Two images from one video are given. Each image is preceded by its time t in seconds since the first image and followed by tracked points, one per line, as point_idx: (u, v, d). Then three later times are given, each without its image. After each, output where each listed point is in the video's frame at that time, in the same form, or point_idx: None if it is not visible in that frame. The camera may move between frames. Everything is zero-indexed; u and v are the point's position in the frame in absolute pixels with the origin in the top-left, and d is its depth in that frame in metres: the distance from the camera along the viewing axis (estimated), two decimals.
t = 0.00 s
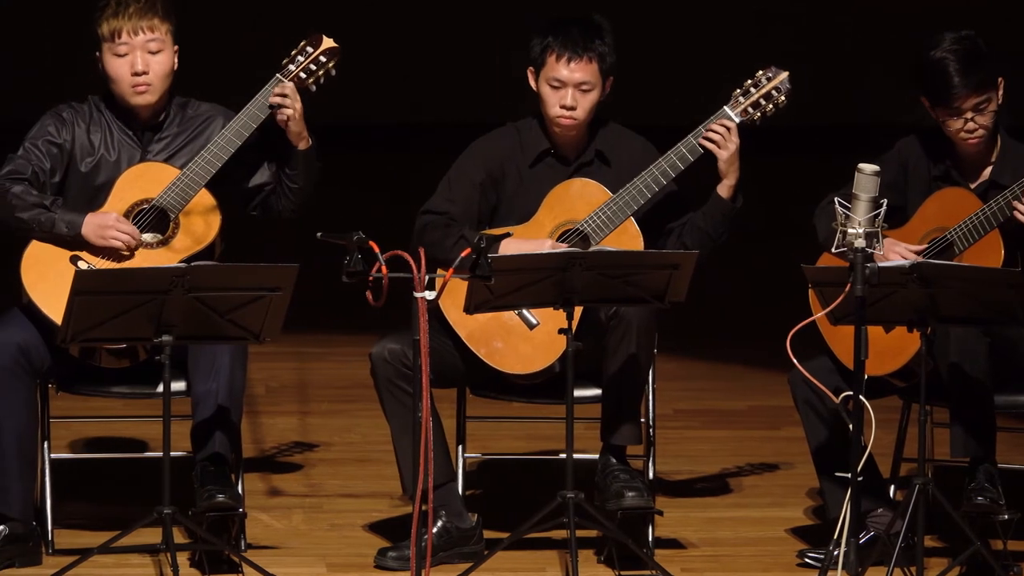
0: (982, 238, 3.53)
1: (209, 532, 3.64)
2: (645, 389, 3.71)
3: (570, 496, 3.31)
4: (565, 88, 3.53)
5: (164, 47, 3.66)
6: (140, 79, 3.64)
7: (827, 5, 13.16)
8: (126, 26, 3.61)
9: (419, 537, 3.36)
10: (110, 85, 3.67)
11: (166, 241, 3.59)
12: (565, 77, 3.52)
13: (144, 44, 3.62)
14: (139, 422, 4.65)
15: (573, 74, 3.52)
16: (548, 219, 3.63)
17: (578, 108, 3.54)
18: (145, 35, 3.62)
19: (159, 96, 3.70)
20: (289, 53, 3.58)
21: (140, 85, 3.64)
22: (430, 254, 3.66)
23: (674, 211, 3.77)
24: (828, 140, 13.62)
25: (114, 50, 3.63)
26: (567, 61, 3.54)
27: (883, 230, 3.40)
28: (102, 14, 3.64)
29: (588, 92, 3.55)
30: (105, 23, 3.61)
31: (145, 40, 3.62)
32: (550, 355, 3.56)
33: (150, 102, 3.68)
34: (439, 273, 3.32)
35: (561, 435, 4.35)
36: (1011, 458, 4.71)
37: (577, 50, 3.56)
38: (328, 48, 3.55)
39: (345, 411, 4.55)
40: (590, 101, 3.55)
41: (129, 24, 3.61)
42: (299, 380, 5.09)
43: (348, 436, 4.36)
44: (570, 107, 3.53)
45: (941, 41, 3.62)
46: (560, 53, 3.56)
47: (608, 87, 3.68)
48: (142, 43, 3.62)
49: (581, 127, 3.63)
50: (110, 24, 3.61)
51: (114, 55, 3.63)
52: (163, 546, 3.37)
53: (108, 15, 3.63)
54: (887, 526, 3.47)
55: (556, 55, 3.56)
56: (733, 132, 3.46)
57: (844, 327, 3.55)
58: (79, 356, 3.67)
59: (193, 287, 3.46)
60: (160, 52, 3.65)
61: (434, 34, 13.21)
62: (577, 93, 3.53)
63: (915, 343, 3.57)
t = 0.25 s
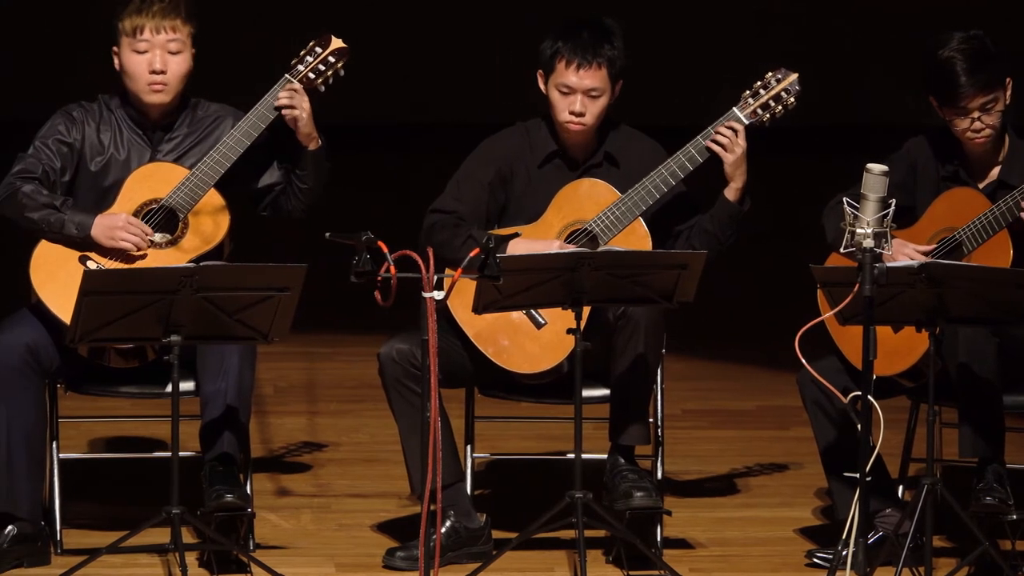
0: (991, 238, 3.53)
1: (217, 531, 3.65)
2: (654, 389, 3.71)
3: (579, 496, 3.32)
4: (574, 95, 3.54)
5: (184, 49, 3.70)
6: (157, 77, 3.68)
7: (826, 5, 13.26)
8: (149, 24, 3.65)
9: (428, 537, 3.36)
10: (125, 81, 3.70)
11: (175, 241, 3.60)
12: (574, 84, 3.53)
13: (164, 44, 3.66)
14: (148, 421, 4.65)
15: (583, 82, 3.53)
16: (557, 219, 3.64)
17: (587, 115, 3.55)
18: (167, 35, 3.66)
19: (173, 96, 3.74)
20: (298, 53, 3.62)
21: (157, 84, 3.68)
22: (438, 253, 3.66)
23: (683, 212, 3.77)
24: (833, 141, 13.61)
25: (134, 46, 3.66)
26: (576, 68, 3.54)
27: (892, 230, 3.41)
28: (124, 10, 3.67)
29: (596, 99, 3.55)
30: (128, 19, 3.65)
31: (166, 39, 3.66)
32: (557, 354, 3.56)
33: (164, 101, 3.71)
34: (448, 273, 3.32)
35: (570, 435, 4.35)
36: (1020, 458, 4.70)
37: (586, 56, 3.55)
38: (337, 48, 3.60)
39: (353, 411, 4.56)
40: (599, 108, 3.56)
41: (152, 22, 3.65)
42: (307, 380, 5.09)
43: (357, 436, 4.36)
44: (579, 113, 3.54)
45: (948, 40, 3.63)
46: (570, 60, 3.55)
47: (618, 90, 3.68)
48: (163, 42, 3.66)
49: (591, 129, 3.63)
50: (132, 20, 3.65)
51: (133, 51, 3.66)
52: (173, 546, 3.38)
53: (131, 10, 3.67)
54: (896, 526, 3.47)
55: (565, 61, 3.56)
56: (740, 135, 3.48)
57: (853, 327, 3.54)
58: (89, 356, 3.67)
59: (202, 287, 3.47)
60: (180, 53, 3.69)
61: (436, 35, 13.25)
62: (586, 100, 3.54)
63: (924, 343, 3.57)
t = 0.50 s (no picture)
0: (999, 238, 3.53)
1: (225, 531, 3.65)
2: (661, 389, 3.71)
3: (587, 496, 3.32)
4: (584, 96, 3.55)
5: (204, 56, 3.72)
6: (175, 82, 3.70)
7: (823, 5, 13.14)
8: (173, 28, 3.66)
9: (435, 537, 3.36)
10: (142, 81, 3.72)
11: (184, 241, 3.61)
12: (584, 87, 3.55)
13: (186, 49, 3.68)
14: (156, 421, 4.66)
15: (593, 83, 3.54)
16: (565, 219, 3.64)
17: (596, 117, 3.56)
18: (189, 41, 3.68)
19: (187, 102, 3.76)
20: (306, 55, 3.62)
21: (174, 88, 3.70)
22: (446, 253, 3.66)
23: (690, 213, 3.77)
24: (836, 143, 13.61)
25: (156, 49, 3.68)
26: (587, 70, 3.56)
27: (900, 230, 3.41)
28: (148, 10, 3.69)
29: (606, 101, 3.56)
30: (151, 20, 3.67)
31: (188, 45, 3.68)
32: (565, 355, 3.56)
33: (178, 105, 3.74)
34: (456, 273, 3.33)
35: (578, 435, 4.35)
36: None
37: (597, 60, 3.57)
38: (346, 49, 3.61)
39: (361, 411, 4.56)
40: (609, 110, 3.57)
41: (176, 26, 3.66)
42: (315, 380, 5.09)
43: (365, 436, 4.36)
44: (588, 115, 3.55)
45: (957, 41, 3.63)
46: (580, 62, 3.57)
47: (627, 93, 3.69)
48: (184, 48, 3.68)
49: (600, 131, 3.64)
50: (155, 22, 3.66)
51: (155, 53, 3.68)
52: (180, 546, 3.38)
53: (154, 12, 3.68)
54: (903, 526, 3.47)
55: (576, 63, 3.57)
56: (748, 136, 3.47)
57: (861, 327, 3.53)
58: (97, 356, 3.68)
59: (210, 287, 3.47)
60: (200, 59, 3.72)
61: (436, 35, 13.23)
62: (596, 102, 3.55)
63: (931, 343, 3.57)
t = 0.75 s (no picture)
0: (1007, 238, 3.54)
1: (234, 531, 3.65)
2: (670, 389, 3.71)
3: (595, 495, 3.32)
4: (593, 92, 3.55)
5: (210, 58, 3.72)
6: (181, 86, 3.70)
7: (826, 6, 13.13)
8: (178, 31, 3.66)
9: (444, 536, 3.37)
10: (149, 85, 3.73)
11: (193, 241, 3.62)
12: (594, 81, 3.55)
13: (192, 52, 3.68)
14: (165, 421, 4.66)
15: (603, 79, 3.54)
16: (574, 219, 3.64)
17: (606, 113, 3.57)
18: (196, 44, 3.68)
19: (194, 104, 3.77)
20: (316, 56, 3.63)
21: (180, 93, 3.70)
22: (455, 253, 3.66)
23: (698, 213, 3.77)
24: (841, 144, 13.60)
25: (162, 53, 3.68)
26: (597, 65, 3.56)
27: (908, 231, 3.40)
28: (153, 14, 3.69)
29: (616, 97, 3.57)
30: (157, 24, 3.67)
31: (194, 49, 3.68)
32: (573, 355, 3.56)
33: (185, 109, 3.74)
34: (464, 273, 3.33)
35: (587, 436, 4.35)
36: None
37: (608, 54, 3.57)
38: (355, 51, 3.62)
39: (371, 411, 4.56)
40: (618, 107, 3.57)
41: (182, 30, 3.66)
42: (324, 380, 5.10)
43: (374, 436, 4.37)
44: (598, 111, 3.56)
45: (967, 51, 3.66)
46: (591, 57, 3.57)
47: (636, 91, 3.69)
48: (190, 51, 3.68)
49: (609, 129, 3.65)
50: (162, 26, 3.67)
51: (161, 58, 3.69)
52: (189, 546, 3.38)
53: (160, 16, 3.68)
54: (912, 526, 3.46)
55: (586, 58, 3.57)
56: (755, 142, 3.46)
57: (870, 327, 3.53)
58: (107, 356, 3.68)
59: (219, 286, 3.47)
60: (207, 63, 3.72)
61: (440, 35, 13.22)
62: (605, 98, 3.56)
63: (940, 343, 3.57)
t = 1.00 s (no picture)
0: (1019, 239, 3.54)
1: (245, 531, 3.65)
2: (681, 389, 3.71)
3: (607, 496, 3.32)
4: (606, 83, 3.56)
5: (208, 51, 3.72)
6: (183, 82, 3.70)
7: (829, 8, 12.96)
8: (171, 28, 3.66)
9: (455, 537, 3.37)
10: (152, 85, 3.74)
11: (203, 241, 3.61)
12: (606, 71, 3.56)
13: (189, 48, 3.68)
14: (176, 421, 4.65)
15: (615, 69, 3.56)
16: (584, 219, 3.64)
17: (618, 104, 3.57)
18: (191, 39, 3.67)
19: (200, 99, 3.77)
20: (327, 54, 3.63)
21: (182, 89, 3.71)
22: (466, 253, 3.66)
23: (709, 213, 3.77)
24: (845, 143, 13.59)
25: (159, 52, 3.68)
26: (610, 55, 3.57)
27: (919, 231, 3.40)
28: (146, 14, 3.69)
29: (629, 88, 3.57)
30: (151, 24, 3.66)
31: (190, 43, 3.67)
32: (585, 356, 3.55)
33: (191, 104, 3.75)
34: (475, 273, 3.33)
35: (598, 435, 4.35)
36: None
37: (620, 44, 3.59)
38: (365, 48, 3.62)
39: (382, 411, 4.55)
40: (631, 98, 3.58)
41: (175, 27, 3.66)
42: (335, 380, 5.08)
43: (385, 436, 4.36)
44: (610, 102, 3.56)
45: (981, 53, 3.65)
46: (604, 47, 3.59)
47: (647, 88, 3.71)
48: (187, 47, 3.67)
49: (621, 124, 3.65)
50: (156, 25, 3.66)
51: (158, 57, 3.69)
52: (200, 546, 3.38)
53: (154, 15, 3.68)
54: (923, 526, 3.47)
55: (599, 49, 3.59)
56: (764, 139, 3.46)
57: (881, 328, 3.53)
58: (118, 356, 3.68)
59: (229, 287, 3.47)
60: (204, 56, 3.71)
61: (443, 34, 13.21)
62: (618, 88, 3.56)
63: (952, 343, 3.57)
